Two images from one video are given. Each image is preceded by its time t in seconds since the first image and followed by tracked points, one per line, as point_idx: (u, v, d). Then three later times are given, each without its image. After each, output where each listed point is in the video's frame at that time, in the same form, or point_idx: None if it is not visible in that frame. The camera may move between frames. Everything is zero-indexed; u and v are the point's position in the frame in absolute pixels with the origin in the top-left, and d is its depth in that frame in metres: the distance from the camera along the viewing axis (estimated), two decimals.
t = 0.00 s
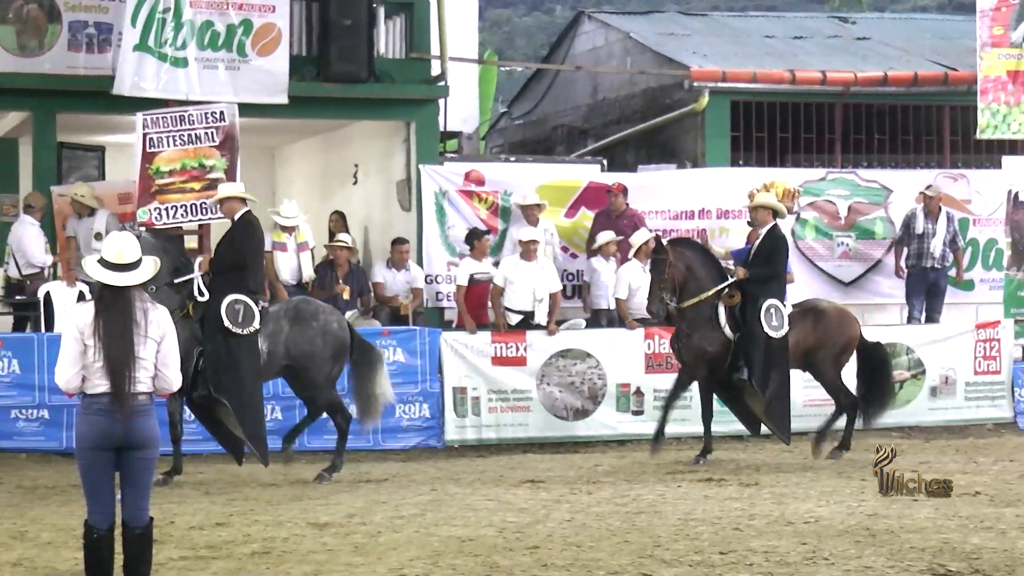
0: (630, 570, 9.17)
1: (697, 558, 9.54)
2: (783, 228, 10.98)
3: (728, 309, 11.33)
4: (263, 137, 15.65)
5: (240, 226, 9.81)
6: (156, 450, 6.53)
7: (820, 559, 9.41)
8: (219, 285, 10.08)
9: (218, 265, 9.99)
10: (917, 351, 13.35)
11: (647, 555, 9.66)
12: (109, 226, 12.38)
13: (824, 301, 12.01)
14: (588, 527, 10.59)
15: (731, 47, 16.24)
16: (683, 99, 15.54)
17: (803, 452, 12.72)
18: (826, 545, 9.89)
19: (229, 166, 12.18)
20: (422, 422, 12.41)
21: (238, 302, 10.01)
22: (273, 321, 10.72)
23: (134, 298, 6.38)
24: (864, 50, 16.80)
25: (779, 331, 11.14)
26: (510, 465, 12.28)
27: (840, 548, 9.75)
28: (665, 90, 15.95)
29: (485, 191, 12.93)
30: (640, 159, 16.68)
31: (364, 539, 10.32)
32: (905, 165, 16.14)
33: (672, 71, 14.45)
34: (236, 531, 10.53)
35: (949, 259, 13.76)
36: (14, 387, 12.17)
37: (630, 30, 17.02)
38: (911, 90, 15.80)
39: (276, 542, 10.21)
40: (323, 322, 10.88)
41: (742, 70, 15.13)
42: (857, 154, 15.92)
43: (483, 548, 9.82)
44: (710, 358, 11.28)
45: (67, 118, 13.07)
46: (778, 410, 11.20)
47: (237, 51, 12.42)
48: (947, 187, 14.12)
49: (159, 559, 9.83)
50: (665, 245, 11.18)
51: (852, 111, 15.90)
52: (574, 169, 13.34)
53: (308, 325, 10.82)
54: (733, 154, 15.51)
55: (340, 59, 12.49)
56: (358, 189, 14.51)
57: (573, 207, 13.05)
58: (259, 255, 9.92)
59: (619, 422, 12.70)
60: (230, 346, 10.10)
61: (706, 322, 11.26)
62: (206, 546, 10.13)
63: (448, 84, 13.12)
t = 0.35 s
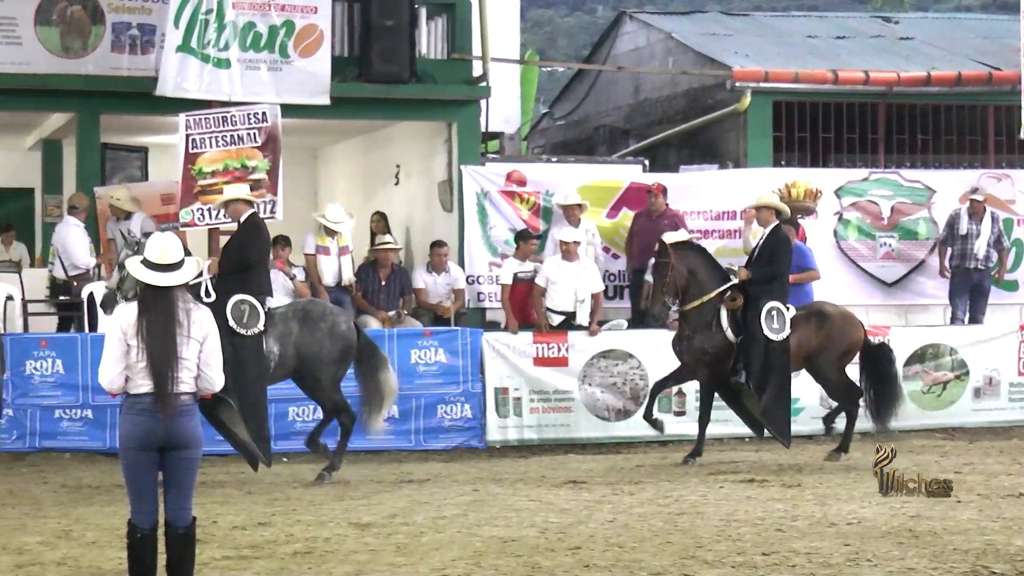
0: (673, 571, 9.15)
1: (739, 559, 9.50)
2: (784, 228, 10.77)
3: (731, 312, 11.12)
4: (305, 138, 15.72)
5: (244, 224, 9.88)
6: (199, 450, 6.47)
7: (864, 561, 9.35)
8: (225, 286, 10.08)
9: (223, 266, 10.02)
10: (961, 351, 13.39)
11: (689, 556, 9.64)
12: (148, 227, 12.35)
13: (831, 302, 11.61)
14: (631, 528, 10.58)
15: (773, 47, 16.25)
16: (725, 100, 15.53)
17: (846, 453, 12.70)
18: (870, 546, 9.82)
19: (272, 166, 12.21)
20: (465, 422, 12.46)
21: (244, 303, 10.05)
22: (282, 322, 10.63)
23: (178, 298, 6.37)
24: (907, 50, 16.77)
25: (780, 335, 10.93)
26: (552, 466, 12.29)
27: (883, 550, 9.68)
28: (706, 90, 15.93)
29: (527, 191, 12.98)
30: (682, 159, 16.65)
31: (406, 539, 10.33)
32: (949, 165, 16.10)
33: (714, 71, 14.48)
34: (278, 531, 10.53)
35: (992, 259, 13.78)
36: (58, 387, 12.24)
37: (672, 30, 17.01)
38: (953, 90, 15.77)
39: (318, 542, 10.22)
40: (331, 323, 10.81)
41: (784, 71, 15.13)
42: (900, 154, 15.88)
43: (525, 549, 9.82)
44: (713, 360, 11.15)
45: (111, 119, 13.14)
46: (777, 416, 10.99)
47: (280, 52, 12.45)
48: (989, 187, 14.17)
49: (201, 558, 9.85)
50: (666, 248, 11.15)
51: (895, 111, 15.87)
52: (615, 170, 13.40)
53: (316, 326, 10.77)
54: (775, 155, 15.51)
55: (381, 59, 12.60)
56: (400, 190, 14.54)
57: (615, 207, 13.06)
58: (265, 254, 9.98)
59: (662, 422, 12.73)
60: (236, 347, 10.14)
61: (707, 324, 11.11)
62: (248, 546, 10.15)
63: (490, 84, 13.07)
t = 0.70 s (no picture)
0: (716, 572, 9.13)
1: (783, 561, 9.47)
2: (789, 231, 10.99)
3: (734, 311, 11.43)
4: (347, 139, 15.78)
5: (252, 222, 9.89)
6: (242, 450, 6.45)
7: (907, 562, 9.30)
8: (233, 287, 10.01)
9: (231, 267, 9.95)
10: (1006, 352, 13.38)
11: (732, 557, 9.62)
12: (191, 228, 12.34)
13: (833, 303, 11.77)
14: (674, 528, 10.57)
15: (818, 48, 16.27)
16: (768, 100, 15.54)
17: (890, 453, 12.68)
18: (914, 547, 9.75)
19: (315, 167, 12.25)
20: (507, 422, 12.47)
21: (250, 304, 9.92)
22: (286, 322, 10.72)
23: (220, 298, 6.32)
24: (951, 50, 16.75)
25: (783, 336, 11.16)
26: (595, 466, 12.30)
27: (928, 551, 9.61)
28: (750, 90, 15.93)
29: (570, 192, 13.00)
30: (726, 160, 16.63)
31: (449, 539, 10.34)
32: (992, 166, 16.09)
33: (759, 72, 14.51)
34: (321, 531, 10.52)
35: None
36: (102, 387, 12.29)
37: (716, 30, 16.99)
38: (998, 89, 15.76)
39: (361, 542, 10.23)
40: (337, 324, 10.84)
41: (828, 71, 15.13)
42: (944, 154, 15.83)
43: (568, 549, 9.82)
44: (715, 361, 11.42)
45: (156, 120, 13.19)
46: (783, 415, 11.33)
47: (323, 53, 12.48)
48: None
49: (245, 558, 9.88)
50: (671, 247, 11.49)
51: (939, 112, 15.81)
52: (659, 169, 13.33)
53: (319, 326, 10.82)
54: (819, 155, 15.50)
55: (424, 60, 12.55)
56: (443, 191, 14.58)
57: (657, 207, 13.06)
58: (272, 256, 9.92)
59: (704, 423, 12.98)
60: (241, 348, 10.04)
61: (711, 322, 11.41)
62: (292, 546, 10.15)
63: (533, 85, 13.11)
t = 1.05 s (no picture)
0: (755, 572, 9.11)
1: (823, 561, 9.43)
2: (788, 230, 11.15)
3: (734, 312, 11.34)
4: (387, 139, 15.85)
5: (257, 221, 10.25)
6: (282, 450, 6.36)
7: (949, 563, 9.25)
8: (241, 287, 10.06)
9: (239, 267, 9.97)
10: None
11: (772, 557, 9.59)
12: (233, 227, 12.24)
13: (834, 304, 11.75)
14: (714, 529, 10.55)
15: (859, 47, 16.35)
16: (808, 99, 15.67)
17: (932, 454, 12.64)
18: (955, 548, 9.68)
19: (355, 167, 12.28)
20: (547, 422, 12.50)
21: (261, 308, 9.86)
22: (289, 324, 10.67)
23: (261, 298, 6.34)
24: (993, 49, 16.72)
25: (784, 336, 11.10)
26: (635, 466, 12.30)
27: (969, 552, 9.54)
28: (790, 90, 16.13)
29: (609, 192, 13.02)
30: (766, 159, 16.78)
31: (488, 539, 10.34)
32: None
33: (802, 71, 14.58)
34: (360, 531, 10.52)
35: None
36: (143, 386, 12.33)
37: (756, 30, 17.14)
38: None
39: (401, 542, 10.22)
40: (340, 324, 10.89)
41: (868, 70, 15.12)
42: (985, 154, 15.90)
43: (608, 549, 9.80)
44: (715, 362, 11.37)
45: (198, 120, 13.25)
46: (782, 414, 11.33)
47: (363, 52, 12.51)
48: None
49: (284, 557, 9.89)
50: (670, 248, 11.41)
51: (980, 111, 15.87)
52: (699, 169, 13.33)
53: (322, 327, 10.85)
54: (860, 154, 15.61)
55: (464, 60, 12.55)
56: (482, 191, 14.60)
57: (697, 207, 13.06)
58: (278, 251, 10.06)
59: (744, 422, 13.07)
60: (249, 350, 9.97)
61: (712, 323, 11.35)
62: (331, 545, 10.15)
63: (572, 85, 13.12)
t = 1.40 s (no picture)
0: (794, 572, 9.07)
1: (861, 561, 9.39)
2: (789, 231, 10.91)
3: (731, 312, 11.40)
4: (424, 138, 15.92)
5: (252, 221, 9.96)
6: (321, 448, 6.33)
7: (989, 564, 9.20)
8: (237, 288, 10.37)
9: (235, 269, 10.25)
10: None
11: (810, 557, 9.54)
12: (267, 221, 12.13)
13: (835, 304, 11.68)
14: (752, 528, 10.51)
15: (896, 45, 16.44)
16: (847, 98, 16.09)
17: (971, 453, 12.59)
18: (995, 549, 9.61)
19: (393, 167, 12.28)
20: (584, 422, 12.50)
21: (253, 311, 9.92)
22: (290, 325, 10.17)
23: (299, 297, 6.27)
24: None
25: (782, 334, 11.14)
26: (673, 466, 12.31)
27: (1010, 552, 9.47)
28: (829, 89, 16.54)
29: (647, 191, 13.00)
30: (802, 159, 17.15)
31: (526, 538, 10.33)
32: None
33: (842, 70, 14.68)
34: (399, 530, 10.52)
35: None
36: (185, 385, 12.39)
37: (794, 30, 17.21)
38: None
39: (439, 540, 10.22)
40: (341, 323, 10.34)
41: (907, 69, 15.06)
42: None
43: (646, 548, 9.79)
44: (714, 360, 11.30)
45: (237, 120, 13.29)
46: (780, 414, 11.21)
47: (401, 51, 12.50)
48: None
49: (322, 556, 9.90)
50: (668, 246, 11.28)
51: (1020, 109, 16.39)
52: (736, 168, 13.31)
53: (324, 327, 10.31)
54: (899, 153, 16.01)
55: (502, 59, 12.57)
56: (521, 190, 14.61)
57: (734, 207, 13.02)
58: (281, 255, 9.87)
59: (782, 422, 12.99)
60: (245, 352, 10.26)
61: (710, 324, 11.33)
62: (369, 544, 10.16)
63: (610, 84, 13.11)
